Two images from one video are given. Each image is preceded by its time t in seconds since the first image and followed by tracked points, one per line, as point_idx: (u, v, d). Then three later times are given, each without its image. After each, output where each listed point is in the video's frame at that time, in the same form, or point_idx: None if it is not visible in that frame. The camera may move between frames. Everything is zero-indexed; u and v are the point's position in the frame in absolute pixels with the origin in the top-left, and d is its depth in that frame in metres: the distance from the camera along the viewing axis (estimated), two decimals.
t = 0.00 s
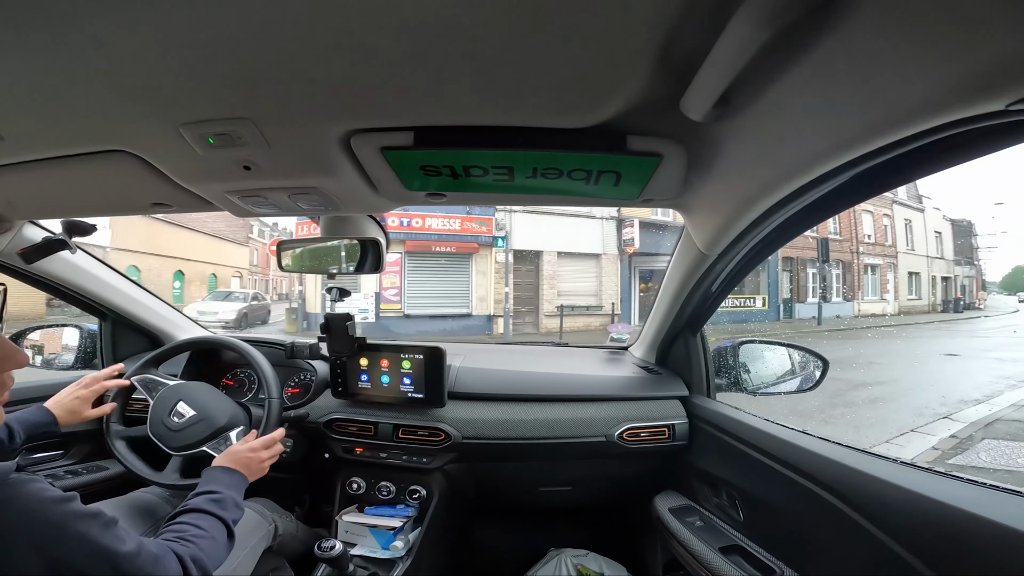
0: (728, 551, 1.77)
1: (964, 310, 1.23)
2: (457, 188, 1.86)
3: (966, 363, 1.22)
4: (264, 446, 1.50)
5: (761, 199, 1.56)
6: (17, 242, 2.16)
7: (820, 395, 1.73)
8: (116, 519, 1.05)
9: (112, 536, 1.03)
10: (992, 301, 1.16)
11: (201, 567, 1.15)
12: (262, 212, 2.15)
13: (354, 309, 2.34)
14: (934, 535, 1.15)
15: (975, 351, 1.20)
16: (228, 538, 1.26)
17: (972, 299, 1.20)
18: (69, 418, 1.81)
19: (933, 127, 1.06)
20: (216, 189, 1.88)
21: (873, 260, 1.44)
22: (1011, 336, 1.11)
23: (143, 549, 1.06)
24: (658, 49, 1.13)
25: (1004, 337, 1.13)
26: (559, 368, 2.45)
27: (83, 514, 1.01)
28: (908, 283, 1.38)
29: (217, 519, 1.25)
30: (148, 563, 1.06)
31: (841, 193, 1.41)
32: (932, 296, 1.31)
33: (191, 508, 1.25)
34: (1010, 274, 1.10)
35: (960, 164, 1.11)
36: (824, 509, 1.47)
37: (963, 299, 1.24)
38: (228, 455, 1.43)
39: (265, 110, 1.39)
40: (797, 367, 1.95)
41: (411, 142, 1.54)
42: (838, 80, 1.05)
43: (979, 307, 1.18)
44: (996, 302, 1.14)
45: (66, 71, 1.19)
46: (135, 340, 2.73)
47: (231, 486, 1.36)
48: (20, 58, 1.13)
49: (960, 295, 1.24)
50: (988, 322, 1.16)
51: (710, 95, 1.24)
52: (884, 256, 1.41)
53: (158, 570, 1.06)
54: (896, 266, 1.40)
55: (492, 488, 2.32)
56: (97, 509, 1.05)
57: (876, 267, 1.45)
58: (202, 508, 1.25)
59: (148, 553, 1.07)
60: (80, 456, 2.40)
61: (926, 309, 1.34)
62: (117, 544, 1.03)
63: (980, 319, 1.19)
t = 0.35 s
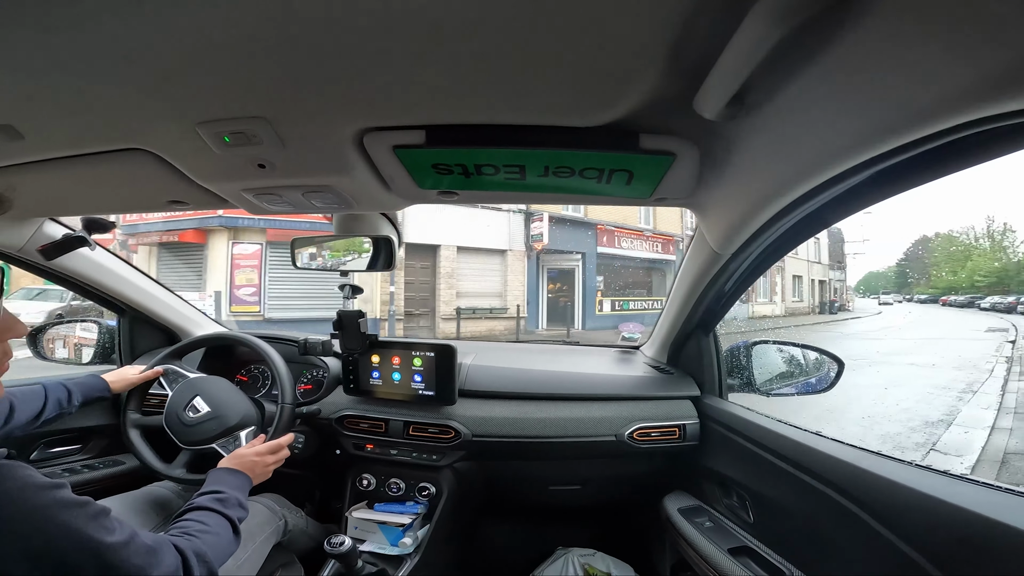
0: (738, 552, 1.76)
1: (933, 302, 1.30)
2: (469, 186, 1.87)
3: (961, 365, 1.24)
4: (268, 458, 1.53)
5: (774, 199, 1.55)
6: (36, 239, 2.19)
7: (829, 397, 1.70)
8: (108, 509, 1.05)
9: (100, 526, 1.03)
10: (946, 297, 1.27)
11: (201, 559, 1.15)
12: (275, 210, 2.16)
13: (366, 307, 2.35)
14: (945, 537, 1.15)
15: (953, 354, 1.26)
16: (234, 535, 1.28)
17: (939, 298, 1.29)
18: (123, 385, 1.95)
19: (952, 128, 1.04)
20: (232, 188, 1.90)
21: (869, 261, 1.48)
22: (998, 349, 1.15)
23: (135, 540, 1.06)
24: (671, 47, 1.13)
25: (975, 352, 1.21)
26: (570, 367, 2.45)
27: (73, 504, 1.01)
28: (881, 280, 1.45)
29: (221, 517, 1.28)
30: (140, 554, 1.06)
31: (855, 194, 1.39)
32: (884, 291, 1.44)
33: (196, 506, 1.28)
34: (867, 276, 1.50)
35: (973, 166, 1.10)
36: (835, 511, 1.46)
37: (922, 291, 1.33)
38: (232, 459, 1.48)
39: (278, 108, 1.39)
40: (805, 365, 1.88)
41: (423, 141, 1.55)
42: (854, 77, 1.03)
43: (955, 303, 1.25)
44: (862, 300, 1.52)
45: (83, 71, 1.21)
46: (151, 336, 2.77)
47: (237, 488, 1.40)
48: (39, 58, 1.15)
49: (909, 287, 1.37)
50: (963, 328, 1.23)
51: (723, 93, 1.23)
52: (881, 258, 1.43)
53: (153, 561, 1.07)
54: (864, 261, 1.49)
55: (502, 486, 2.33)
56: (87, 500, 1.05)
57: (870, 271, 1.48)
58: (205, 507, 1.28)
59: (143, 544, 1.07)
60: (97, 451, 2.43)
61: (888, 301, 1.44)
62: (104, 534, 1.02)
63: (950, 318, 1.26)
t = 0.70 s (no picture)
0: (753, 553, 1.74)
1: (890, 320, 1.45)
2: (478, 187, 1.87)
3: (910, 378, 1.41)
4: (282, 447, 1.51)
5: (786, 197, 1.54)
6: (54, 244, 2.23)
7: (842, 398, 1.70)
8: (117, 524, 1.05)
9: (113, 541, 1.03)
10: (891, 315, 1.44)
11: (228, 559, 1.17)
12: (288, 212, 2.18)
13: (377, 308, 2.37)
14: (963, 536, 1.13)
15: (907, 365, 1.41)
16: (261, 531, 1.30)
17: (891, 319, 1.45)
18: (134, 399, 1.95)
19: (968, 123, 1.02)
20: (244, 191, 1.92)
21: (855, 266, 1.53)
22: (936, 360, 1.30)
23: (153, 548, 1.07)
24: (681, 43, 1.11)
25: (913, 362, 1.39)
26: (581, 367, 2.44)
27: (82, 522, 1.02)
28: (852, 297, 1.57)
29: (248, 514, 1.29)
30: (158, 562, 1.07)
31: (868, 191, 1.38)
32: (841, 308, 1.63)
33: (223, 505, 1.29)
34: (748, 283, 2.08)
35: (989, 163, 1.08)
36: (851, 511, 1.45)
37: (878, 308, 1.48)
38: (254, 456, 1.47)
39: (288, 111, 1.40)
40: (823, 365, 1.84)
41: (432, 142, 1.55)
42: (869, 70, 1.01)
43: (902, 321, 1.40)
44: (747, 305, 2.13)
45: (96, 75, 1.23)
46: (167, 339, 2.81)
47: (260, 484, 1.40)
48: (53, 63, 1.17)
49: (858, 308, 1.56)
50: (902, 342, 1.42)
51: (733, 91, 1.22)
52: (861, 273, 1.51)
53: (174, 568, 1.08)
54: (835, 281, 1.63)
55: (513, 486, 2.33)
56: (98, 515, 1.05)
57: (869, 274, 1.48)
58: (232, 505, 1.29)
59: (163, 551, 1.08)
60: (114, 452, 2.45)
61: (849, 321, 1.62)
62: (118, 549, 1.03)
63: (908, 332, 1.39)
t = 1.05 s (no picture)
0: (756, 553, 1.74)
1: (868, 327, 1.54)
2: (480, 187, 1.87)
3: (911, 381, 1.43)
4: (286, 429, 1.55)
5: (788, 197, 1.54)
6: (59, 244, 2.23)
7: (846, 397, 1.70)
8: (107, 512, 1.00)
9: (104, 530, 0.98)
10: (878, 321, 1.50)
11: (230, 544, 1.16)
12: (291, 212, 2.18)
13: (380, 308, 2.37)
14: (965, 535, 1.13)
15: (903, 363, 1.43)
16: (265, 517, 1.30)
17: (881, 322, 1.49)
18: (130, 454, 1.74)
19: (971, 123, 1.02)
20: (248, 192, 1.92)
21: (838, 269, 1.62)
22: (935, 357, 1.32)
23: (147, 537, 1.03)
24: (684, 42, 1.11)
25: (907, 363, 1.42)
26: (583, 366, 2.44)
27: (68, 510, 0.96)
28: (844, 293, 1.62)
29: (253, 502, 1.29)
30: (154, 549, 1.03)
31: (870, 190, 1.37)
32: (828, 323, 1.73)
33: (228, 494, 1.29)
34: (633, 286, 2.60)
35: (988, 164, 1.08)
36: (853, 511, 1.44)
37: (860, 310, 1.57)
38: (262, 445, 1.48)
39: (290, 112, 1.41)
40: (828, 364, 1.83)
41: (435, 142, 1.55)
42: (871, 71, 1.01)
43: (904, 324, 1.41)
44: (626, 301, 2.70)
45: (102, 77, 1.23)
46: (172, 338, 2.82)
47: (265, 474, 1.40)
48: (58, 64, 1.17)
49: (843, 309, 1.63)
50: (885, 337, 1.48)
51: (735, 91, 1.22)
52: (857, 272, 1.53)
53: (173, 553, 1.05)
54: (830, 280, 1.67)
55: (515, 486, 2.33)
56: (87, 504, 1.00)
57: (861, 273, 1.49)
58: (237, 493, 1.30)
59: (158, 538, 1.04)
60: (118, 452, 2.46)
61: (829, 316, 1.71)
62: (109, 539, 0.97)
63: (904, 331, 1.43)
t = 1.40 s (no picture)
0: (760, 557, 1.72)
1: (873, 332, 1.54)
2: (484, 191, 1.88)
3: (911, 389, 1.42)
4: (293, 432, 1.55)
5: (792, 200, 1.54)
6: (65, 248, 2.25)
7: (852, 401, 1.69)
8: (96, 510, 0.99)
9: (94, 528, 0.97)
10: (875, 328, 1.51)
11: (230, 543, 1.16)
12: (295, 217, 2.19)
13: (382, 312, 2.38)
14: (969, 535, 1.13)
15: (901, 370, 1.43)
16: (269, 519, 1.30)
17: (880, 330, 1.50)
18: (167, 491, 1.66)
19: (977, 123, 1.01)
20: (253, 196, 1.93)
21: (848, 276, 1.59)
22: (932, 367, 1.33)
23: (139, 535, 1.02)
24: (687, 46, 1.12)
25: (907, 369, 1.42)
26: (587, 370, 2.44)
27: (56, 507, 0.95)
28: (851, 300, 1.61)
29: (257, 504, 1.29)
30: (148, 547, 1.02)
31: (873, 193, 1.37)
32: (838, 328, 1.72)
33: (234, 496, 1.29)
34: (545, 287, 3.03)
35: (996, 164, 1.08)
36: (858, 513, 1.44)
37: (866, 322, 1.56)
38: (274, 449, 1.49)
39: (295, 116, 1.41)
40: (834, 365, 1.83)
41: (438, 146, 1.55)
42: (877, 71, 1.00)
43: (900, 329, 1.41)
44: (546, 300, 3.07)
45: (108, 80, 1.24)
46: (177, 342, 2.83)
47: (272, 476, 1.41)
48: (64, 68, 1.18)
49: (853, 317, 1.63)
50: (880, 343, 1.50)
51: (737, 94, 1.22)
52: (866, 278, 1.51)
53: (168, 553, 1.05)
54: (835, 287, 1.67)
55: (518, 490, 2.32)
56: (76, 500, 0.99)
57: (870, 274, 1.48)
58: (243, 495, 1.30)
59: (151, 537, 1.04)
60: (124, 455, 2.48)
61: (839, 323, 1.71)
62: (98, 537, 0.97)
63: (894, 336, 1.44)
